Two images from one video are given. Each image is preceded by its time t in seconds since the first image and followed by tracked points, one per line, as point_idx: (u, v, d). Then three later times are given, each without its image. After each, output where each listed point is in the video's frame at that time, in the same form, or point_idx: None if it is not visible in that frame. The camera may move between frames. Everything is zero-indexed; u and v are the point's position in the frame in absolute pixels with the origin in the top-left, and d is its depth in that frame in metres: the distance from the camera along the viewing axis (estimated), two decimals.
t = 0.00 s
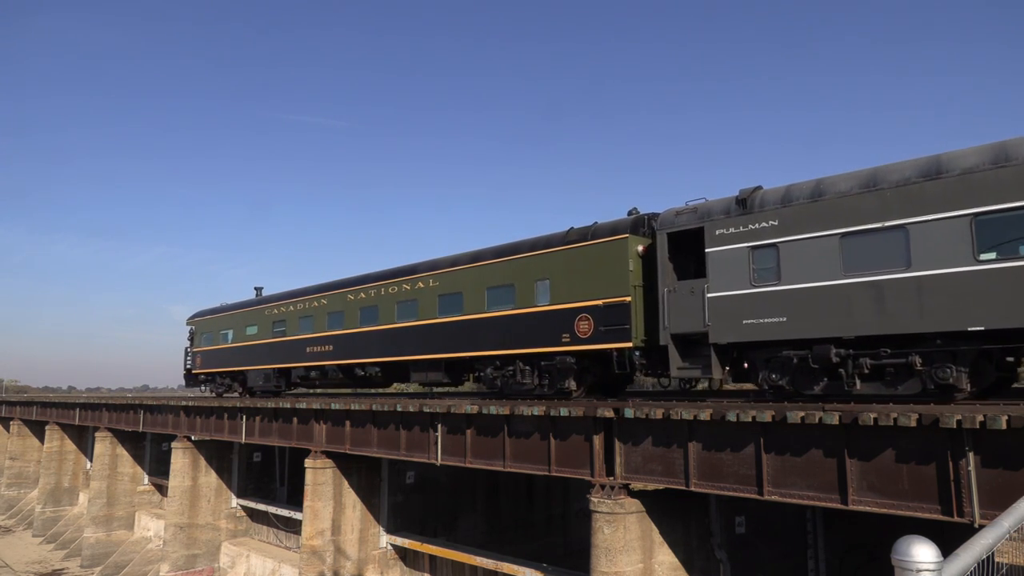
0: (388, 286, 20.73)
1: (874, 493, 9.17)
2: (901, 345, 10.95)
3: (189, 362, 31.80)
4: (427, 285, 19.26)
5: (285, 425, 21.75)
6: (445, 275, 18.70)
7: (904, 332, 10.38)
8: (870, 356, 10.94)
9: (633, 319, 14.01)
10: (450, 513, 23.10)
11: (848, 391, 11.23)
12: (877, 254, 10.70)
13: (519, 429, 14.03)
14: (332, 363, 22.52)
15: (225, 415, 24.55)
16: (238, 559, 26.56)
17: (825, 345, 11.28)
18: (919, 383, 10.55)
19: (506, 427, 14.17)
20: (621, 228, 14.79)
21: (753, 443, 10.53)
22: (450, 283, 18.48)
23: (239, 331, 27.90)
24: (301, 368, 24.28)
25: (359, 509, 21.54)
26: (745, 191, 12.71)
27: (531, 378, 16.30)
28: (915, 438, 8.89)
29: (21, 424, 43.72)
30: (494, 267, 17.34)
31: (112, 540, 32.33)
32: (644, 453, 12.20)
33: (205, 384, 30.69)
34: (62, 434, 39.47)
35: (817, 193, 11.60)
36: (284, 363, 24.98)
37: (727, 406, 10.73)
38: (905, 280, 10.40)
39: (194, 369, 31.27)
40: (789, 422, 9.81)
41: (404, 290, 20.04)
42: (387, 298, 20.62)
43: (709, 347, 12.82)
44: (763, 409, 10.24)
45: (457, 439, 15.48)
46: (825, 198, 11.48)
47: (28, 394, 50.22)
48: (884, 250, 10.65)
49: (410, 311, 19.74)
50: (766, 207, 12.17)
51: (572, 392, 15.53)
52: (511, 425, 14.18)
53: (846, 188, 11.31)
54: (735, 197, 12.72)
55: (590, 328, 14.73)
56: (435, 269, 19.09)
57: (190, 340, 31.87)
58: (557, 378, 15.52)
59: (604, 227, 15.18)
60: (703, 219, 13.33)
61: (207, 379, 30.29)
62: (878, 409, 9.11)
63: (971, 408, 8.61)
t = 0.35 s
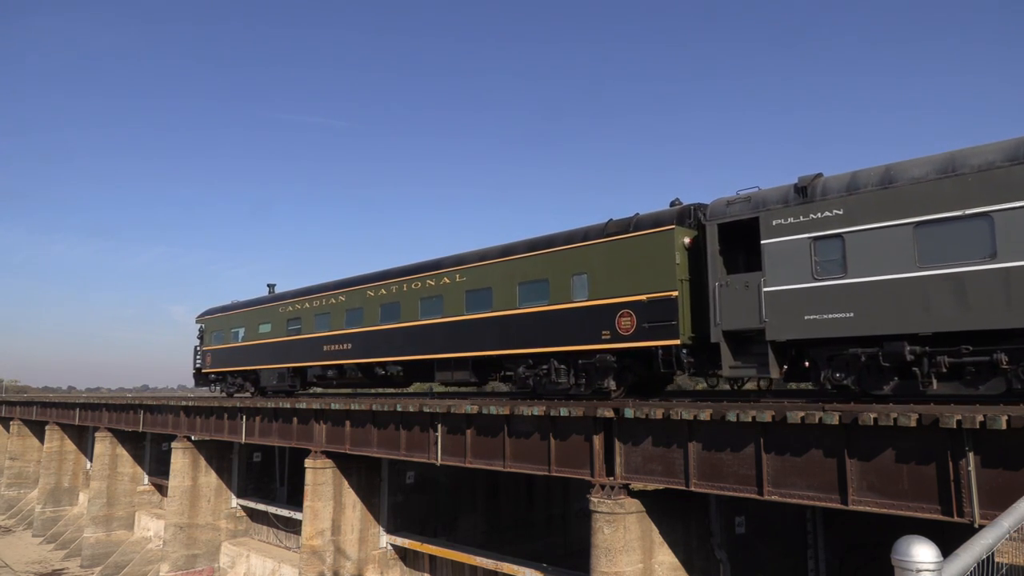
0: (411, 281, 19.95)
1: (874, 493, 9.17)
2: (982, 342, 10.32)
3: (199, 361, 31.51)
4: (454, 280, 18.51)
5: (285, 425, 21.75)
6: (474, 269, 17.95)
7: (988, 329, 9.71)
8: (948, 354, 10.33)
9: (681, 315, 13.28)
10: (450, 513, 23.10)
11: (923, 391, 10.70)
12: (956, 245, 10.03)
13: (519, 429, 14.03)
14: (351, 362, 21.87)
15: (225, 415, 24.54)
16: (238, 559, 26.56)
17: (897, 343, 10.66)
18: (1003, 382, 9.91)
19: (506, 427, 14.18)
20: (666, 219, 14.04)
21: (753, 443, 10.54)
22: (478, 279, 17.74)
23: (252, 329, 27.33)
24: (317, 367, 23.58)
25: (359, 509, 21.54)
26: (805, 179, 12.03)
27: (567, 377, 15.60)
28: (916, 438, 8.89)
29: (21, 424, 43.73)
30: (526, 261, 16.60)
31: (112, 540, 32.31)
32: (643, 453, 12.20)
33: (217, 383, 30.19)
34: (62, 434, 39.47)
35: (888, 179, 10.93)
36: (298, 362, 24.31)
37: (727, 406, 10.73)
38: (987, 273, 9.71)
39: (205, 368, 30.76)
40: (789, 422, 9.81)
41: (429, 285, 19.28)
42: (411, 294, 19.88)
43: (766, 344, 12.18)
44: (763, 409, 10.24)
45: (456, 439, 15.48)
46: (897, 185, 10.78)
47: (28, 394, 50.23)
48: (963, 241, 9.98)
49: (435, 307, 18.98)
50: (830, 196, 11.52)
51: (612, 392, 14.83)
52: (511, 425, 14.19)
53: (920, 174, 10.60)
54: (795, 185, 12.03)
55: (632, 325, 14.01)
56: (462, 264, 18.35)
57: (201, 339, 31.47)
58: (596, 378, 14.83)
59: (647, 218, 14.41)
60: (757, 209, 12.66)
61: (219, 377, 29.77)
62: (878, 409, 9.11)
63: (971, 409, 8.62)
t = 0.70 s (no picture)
0: (437, 277, 19.47)
1: (874, 493, 9.17)
2: None
3: (209, 361, 31.46)
4: (482, 276, 18.02)
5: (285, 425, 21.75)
6: (505, 265, 17.44)
7: None
8: None
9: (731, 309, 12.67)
10: (450, 513, 23.10)
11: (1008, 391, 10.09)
12: None
13: (519, 429, 14.04)
14: (373, 361, 21.33)
15: (226, 415, 24.54)
16: (239, 559, 26.58)
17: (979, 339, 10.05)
18: None
19: (506, 427, 14.19)
20: (716, 209, 13.45)
21: (753, 443, 10.54)
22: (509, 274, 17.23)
23: (264, 328, 27.17)
24: (335, 366, 23.10)
25: (359, 509, 21.55)
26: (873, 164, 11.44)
27: (606, 376, 15.07)
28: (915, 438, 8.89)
29: (21, 424, 43.77)
30: (561, 256, 16.07)
31: (112, 540, 32.30)
32: (643, 453, 12.20)
33: (227, 382, 30.13)
34: (62, 434, 39.47)
35: (970, 163, 10.33)
36: (315, 361, 23.94)
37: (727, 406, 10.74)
38: None
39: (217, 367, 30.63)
40: (789, 422, 9.81)
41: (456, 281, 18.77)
42: (436, 290, 19.42)
43: (830, 341, 11.52)
44: (763, 409, 10.25)
45: (457, 439, 15.49)
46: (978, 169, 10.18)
47: (28, 394, 50.24)
48: None
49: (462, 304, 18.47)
50: (902, 182, 10.94)
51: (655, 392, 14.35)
52: (511, 425, 14.19)
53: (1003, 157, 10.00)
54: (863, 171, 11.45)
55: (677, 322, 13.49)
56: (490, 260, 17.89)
57: (212, 337, 31.42)
58: (640, 378, 14.32)
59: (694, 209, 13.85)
60: (820, 196, 11.99)
61: (230, 377, 29.74)
62: (878, 409, 9.11)
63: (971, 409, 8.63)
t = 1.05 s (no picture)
0: (467, 271, 19.20)
1: (874, 493, 9.16)
2: None
3: (220, 359, 31.40)
4: (515, 270, 17.77)
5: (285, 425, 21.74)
6: (540, 258, 17.19)
7: None
8: None
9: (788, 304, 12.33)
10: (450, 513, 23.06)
11: None
12: None
13: (519, 428, 14.04)
14: (397, 360, 21.08)
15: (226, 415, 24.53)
16: (239, 559, 26.58)
17: None
18: None
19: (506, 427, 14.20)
20: (774, 199, 13.03)
21: (753, 443, 10.54)
22: (546, 268, 16.97)
23: (279, 325, 27.04)
24: (355, 365, 22.82)
25: (359, 509, 21.55)
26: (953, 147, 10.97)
27: (650, 375, 14.76)
28: (916, 438, 8.89)
29: (21, 424, 43.82)
30: (602, 249, 15.81)
31: (112, 539, 32.30)
32: (643, 453, 12.20)
33: (238, 381, 30.12)
34: (62, 434, 39.45)
35: None
36: (335, 359, 23.71)
37: (727, 406, 10.74)
38: None
39: (229, 365, 30.52)
40: (789, 422, 9.81)
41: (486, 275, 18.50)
42: (465, 285, 19.16)
43: (904, 338, 11.05)
44: (763, 409, 10.25)
45: (457, 438, 15.48)
46: None
47: (28, 394, 50.28)
48: None
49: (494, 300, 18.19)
50: (987, 166, 10.47)
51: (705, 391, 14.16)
52: (511, 425, 14.19)
53: None
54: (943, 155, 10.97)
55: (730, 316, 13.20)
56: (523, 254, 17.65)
57: (222, 335, 31.37)
58: (686, 377, 14.16)
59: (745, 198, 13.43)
60: (891, 182, 11.52)
61: (241, 376, 29.71)
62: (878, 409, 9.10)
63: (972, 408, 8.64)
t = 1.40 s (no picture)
0: (472, 270, 19.18)
1: (874, 493, 9.14)
2: None
3: (222, 359, 31.37)
4: (520, 269, 17.76)
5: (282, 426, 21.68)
6: (547, 258, 17.17)
7: None
8: None
9: (797, 302, 12.31)
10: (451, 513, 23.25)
11: None
12: None
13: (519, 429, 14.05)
14: (400, 359, 21.09)
15: (225, 415, 24.55)
16: (239, 559, 26.59)
17: None
18: None
19: (504, 428, 14.19)
20: (776, 195, 13.07)
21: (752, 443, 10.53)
22: (552, 267, 16.93)
23: (280, 326, 27.08)
24: (358, 365, 22.85)
25: (359, 509, 21.56)
26: (965, 146, 11.17)
27: (657, 375, 14.85)
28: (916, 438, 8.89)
29: (22, 424, 43.91)
30: (609, 248, 15.79)
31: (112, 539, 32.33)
32: (643, 453, 12.20)
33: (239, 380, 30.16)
34: (62, 434, 39.42)
35: None
36: (338, 359, 23.68)
37: (727, 406, 10.79)
38: None
39: (230, 365, 30.57)
40: (790, 422, 9.84)
41: (488, 274, 18.53)
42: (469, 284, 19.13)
43: (915, 338, 11.06)
44: (763, 408, 10.31)
45: (456, 439, 15.50)
46: None
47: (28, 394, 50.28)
48: None
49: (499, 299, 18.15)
50: (999, 164, 10.58)
51: (711, 390, 14.23)
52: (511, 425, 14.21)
53: None
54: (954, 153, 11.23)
55: (739, 315, 13.16)
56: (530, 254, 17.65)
57: (223, 335, 31.43)
58: (694, 376, 14.28)
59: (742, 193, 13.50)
60: (902, 179, 11.75)
61: (242, 376, 29.76)
62: (878, 410, 9.14)
63: (973, 409, 8.66)
